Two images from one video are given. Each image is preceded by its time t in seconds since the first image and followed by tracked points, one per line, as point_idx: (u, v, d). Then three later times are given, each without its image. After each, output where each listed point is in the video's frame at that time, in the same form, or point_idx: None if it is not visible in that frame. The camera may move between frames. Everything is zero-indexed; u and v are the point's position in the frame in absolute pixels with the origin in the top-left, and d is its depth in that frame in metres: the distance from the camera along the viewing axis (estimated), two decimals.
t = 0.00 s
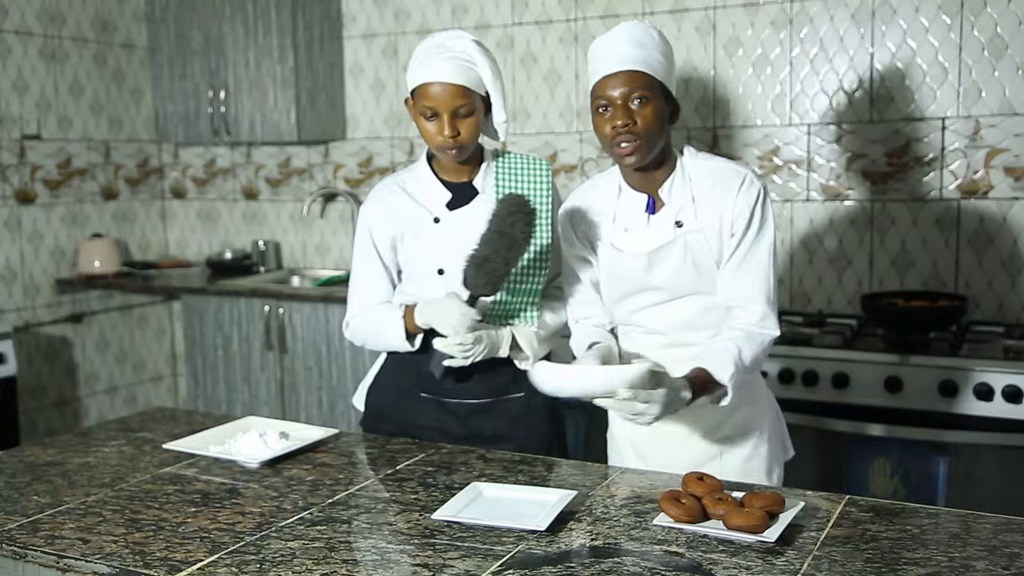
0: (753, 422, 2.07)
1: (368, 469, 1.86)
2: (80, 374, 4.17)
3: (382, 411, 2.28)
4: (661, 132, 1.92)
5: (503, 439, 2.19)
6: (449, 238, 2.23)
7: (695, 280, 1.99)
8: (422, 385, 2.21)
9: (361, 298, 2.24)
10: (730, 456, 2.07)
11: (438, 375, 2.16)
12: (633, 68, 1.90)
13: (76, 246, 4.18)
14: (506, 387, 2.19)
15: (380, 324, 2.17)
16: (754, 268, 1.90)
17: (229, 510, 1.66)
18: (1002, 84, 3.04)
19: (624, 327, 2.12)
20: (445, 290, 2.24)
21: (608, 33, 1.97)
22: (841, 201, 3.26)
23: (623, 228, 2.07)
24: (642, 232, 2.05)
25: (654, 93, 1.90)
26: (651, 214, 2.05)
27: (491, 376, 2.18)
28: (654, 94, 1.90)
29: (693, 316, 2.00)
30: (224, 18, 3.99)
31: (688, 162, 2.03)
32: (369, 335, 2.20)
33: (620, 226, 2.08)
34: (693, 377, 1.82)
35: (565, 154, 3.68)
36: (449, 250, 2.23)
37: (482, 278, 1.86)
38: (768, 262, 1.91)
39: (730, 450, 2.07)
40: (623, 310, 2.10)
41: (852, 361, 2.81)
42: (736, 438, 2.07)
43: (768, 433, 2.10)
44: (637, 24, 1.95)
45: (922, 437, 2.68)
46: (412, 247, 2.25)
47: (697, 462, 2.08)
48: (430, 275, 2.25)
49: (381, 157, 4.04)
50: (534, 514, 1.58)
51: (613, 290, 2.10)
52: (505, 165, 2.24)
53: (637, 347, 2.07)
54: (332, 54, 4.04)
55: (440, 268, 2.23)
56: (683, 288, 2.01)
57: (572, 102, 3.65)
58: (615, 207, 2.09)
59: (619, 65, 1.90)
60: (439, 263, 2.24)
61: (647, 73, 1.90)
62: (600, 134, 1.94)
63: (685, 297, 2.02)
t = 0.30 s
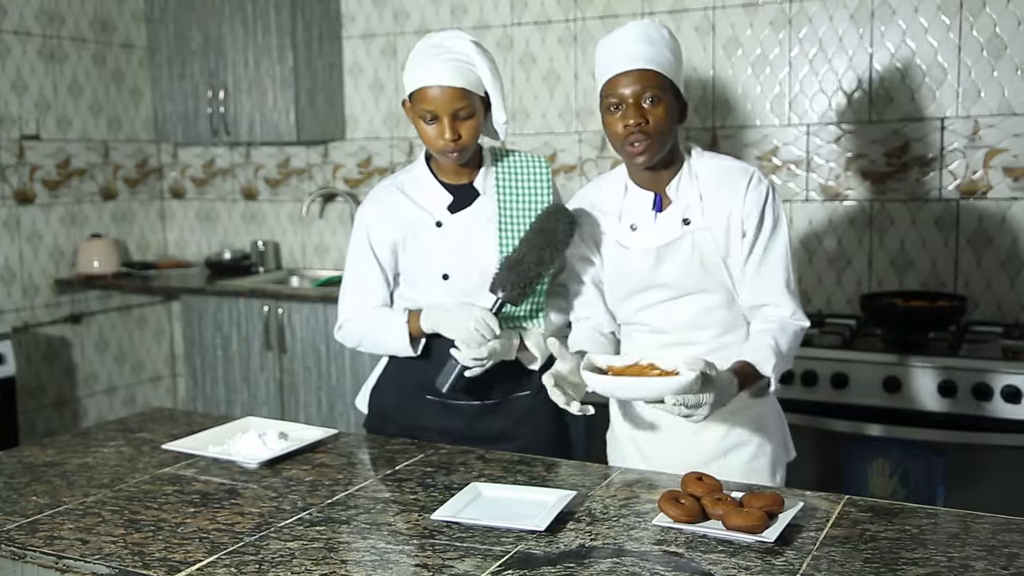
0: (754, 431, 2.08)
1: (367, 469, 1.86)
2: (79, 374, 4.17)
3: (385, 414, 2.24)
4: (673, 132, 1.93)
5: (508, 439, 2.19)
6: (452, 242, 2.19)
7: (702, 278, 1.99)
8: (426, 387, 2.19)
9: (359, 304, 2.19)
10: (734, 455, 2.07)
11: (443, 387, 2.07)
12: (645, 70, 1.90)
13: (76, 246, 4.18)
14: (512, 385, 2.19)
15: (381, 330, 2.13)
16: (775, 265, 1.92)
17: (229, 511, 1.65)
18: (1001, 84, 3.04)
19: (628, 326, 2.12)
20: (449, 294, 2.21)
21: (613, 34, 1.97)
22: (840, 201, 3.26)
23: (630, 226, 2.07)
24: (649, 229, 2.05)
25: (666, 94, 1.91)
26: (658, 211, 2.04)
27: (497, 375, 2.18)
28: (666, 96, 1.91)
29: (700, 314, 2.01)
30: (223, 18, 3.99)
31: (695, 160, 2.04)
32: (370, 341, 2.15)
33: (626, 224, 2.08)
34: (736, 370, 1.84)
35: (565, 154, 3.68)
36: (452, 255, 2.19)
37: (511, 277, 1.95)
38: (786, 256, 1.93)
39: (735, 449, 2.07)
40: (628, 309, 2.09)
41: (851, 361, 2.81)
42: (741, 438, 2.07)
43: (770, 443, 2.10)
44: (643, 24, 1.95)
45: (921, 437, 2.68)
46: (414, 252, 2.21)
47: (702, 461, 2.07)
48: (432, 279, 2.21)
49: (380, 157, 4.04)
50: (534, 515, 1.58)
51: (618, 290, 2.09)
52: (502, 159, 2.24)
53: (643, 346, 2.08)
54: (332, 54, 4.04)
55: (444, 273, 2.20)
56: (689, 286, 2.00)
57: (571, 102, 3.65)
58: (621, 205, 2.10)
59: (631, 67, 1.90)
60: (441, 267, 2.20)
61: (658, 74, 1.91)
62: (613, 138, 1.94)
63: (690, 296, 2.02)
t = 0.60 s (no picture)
0: (756, 440, 2.08)
1: (367, 470, 1.86)
2: (77, 376, 4.16)
3: (389, 420, 2.24)
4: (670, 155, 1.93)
5: (513, 440, 2.18)
6: (456, 246, 2.17)
7: (703, 278, 1.99)
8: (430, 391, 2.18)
9: (359, 307, 2.16)
10: (734, 455, 2.07)
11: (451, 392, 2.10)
12: (642, 94, 1.88)
13: (75, 247, 4.18)
14: (514, 387, 2.19)
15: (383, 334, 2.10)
16: (780, 265, 1.92)
17: (228, 512, 1.65)
18: (999, 86, 3.04)
19: (629, 325, 2.12)
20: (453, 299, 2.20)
21: (607, 56, 1.96)
22: (839, 202, 3.27)
23: (631, 225, 2.07)
24: (650, 229, 2.05)
25: (663, 118, 1.90)
26: (661, 211, 2.05)
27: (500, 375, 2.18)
28: (664, 124, 1.90)
29: (702, 314, 2.01)
30: (222, 19, 3.99)
31: (697, 161, 2.04)
32: (370, 346, 2.12)
33: (628, 224, 2.08)
34: (739, 365, 1.84)
35: (564, 155, 3.68)
36: (456, 258, 2.18)
37: (516, 274, 1.95)
38: (792, 257, 1.92)
39: (734, 449, 2.07)
40: (629, 308, 2.10)
41: (849, 362, 2.81)
42: (741, 437, 2.07)
43: (770, 451, 2.09)
44: (638, 46, 1.94)
45: (920, 439, 2.68)
46: (417, 256, 2.19)
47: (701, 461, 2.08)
48: (436, 282, 2.19)
49: (379, 158, 4.04)
50: (534, 516, 1.59)
51: (618, 289, 2.10)
52: (501, 155, 2.25)
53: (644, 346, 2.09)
54: (330, 56, 4.04)
55: (448, 276, 2.19)
56: (691, 286, 2.01)
57: (571, 103, 3.65)
58: (624, 206, 2.09)
59: (628, 92, 1.89)
60: (444, 271, 2.18)
61: (657, 98, 1.90)
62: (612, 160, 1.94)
63: (691, 295, 2.02)
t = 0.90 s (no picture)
0: (756, 453, 2.08)
1: (366, 471, 1.86)
2: (77, 377, 4.16)
3: (391, 423, 2.23)
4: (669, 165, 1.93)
5: (514, 442, 2.18)
6: (457, 250, 2.16)
7: (703, 281, 2.00)
8: (432, 395, 2.17)
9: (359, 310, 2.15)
10: (733, 458, 2.07)
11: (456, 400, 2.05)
12: (641, 104, 1.88)
13: (74, 249, 4.18)
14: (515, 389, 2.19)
15: (381, 336, 2.09)
16: (779, 269, 1.91)
17: (227, 514, 1.65)
18: (999, 87, 3.04)
19: (630, 328, 2.13)
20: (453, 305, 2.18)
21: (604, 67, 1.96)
22: (838, 203, 3.27)
23: (631, 229, 2.08)
24: (650, 232, 2.05)
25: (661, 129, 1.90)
26: (660, 215, 2.05)
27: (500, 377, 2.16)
28: (661, 134, 1.90)
29: (702, 317, 2.01)
30: (222, 21, 3.99)
31: (697, 165, 2.04)
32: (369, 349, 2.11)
33: (628, 228, 2.08)
34: (734, 370, 1.85)
35: (563, 156, 3.69)
36: (456, 262, 2.17)
37: (511, 279, 1.93)
38: (791, 260, 1.91)
39: (734, 452, 2.07)
40: (629, 311, 2.10)
41: (849, 364, 2.81)
42: (741, 440, 2.07)
43: (770, 465, 2.09)
44: (636, 57, 1.94)
45: (920, 440, 2.68)
46: (418, 259, 2.18)
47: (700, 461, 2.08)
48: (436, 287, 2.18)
49: (379, 160, 4.04)
50: (533, 518, 1.58)
51: (618, 293, 2.10)
52: (501, 157, 2.24)
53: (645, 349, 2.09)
54: (330, 57, 4.04)
55: (449, 281, 2.17)
56: (691, 289, 2.01)
57: (571, 104, 3.66)
58: (624, 209, 2.10)
59: (626, 102, 1.88)
60: (446, 276, 2.17)
61: (656, 109, 1.90)
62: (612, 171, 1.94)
63: (691, 298, 2.02)
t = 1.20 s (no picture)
0: (759, 454, 2.08)
1: (367, 472, 1.86)
2: (78, 377, 4.17)
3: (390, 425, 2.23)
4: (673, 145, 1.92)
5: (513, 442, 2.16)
6: (457, 254, 2.11)
7: (703, 283, 2.00)
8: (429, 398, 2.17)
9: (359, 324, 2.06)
10: (733, 459, 2.07)
11: (464, 407, 2.02)
12: (645, 82, 1.89)
13: (75, 249, 4.18)
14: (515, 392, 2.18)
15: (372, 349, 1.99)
16: (778, 274, 1.92)
17: (228, 514, 1.65)
18: (1000, 87, 3.04)
19: (629, 330, 2.12)
20: (453, 310, 2.12)
21: (605, 48, 1.96)
22: (839, 203, 3.27)
23: (630, 231, 2.08)
24: (649, 234, 2.05)
25: (665, 107, 1.90)
26: (660, 217, 2.05)
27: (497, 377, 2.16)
28: (665, 115, 1.90)
29: (702, 320, 2.01)
30: (223, 21, 3.99)
31: (697, 166, 2.04)
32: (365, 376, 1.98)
33: (628, 229, 2.08)
34: (729, 377, 1.84)
35: (564, 156, 3.69)
36: (456, 266, 2.11)
37: (512, 284, 1.91)
38: (790, 264, 1.92)
39: (733, 454, 2.07)
40: (629, 313, 2.10)
41: (849, 365, 2.81)
42: (741, 442, 2.07)
43: (769, 467, 2.09)
44: (637, 36, 1.95)
45: (920, 440, 2.68)
46: (416, 264, 2.11)
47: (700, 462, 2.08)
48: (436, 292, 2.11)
49: (379, 160, 4.04)
50: (532, 518, 1.58)
51: (617, 294, 2.09)
52: (499, 159, 2.21)
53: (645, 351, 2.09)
54: (331, 58, 4.04)
55: (449, 286, 2.11)
56: (691, 292, 2.01)
57: (571, 104, 3.66)
58: (623, 210, 2.10)
59: (631, 80, 1.89)
60: (445, 281, 2.11)
61: (658, 87, 1.90)
62: (611, 152, 1.93)
63: (691, 301, 2.02)
